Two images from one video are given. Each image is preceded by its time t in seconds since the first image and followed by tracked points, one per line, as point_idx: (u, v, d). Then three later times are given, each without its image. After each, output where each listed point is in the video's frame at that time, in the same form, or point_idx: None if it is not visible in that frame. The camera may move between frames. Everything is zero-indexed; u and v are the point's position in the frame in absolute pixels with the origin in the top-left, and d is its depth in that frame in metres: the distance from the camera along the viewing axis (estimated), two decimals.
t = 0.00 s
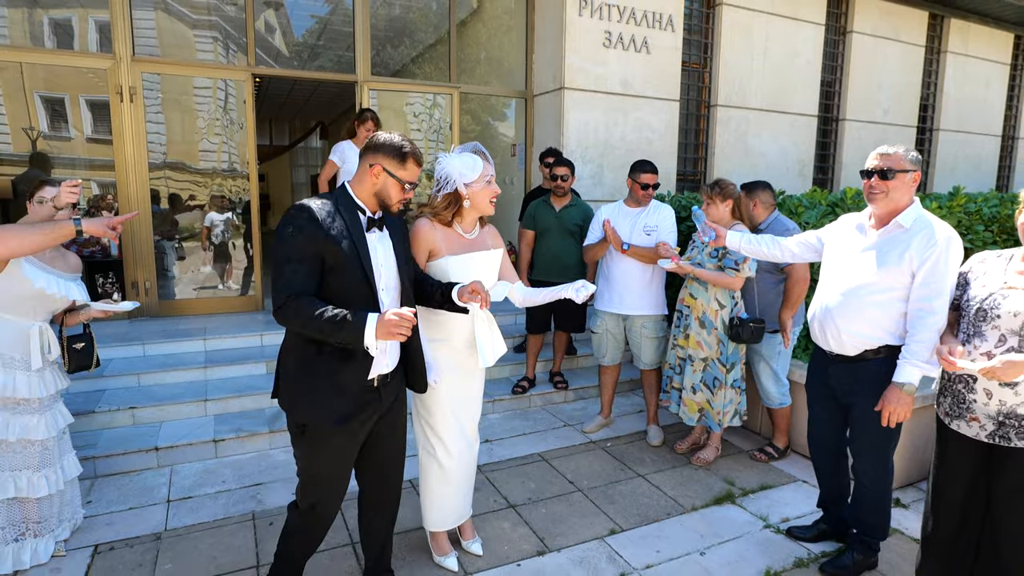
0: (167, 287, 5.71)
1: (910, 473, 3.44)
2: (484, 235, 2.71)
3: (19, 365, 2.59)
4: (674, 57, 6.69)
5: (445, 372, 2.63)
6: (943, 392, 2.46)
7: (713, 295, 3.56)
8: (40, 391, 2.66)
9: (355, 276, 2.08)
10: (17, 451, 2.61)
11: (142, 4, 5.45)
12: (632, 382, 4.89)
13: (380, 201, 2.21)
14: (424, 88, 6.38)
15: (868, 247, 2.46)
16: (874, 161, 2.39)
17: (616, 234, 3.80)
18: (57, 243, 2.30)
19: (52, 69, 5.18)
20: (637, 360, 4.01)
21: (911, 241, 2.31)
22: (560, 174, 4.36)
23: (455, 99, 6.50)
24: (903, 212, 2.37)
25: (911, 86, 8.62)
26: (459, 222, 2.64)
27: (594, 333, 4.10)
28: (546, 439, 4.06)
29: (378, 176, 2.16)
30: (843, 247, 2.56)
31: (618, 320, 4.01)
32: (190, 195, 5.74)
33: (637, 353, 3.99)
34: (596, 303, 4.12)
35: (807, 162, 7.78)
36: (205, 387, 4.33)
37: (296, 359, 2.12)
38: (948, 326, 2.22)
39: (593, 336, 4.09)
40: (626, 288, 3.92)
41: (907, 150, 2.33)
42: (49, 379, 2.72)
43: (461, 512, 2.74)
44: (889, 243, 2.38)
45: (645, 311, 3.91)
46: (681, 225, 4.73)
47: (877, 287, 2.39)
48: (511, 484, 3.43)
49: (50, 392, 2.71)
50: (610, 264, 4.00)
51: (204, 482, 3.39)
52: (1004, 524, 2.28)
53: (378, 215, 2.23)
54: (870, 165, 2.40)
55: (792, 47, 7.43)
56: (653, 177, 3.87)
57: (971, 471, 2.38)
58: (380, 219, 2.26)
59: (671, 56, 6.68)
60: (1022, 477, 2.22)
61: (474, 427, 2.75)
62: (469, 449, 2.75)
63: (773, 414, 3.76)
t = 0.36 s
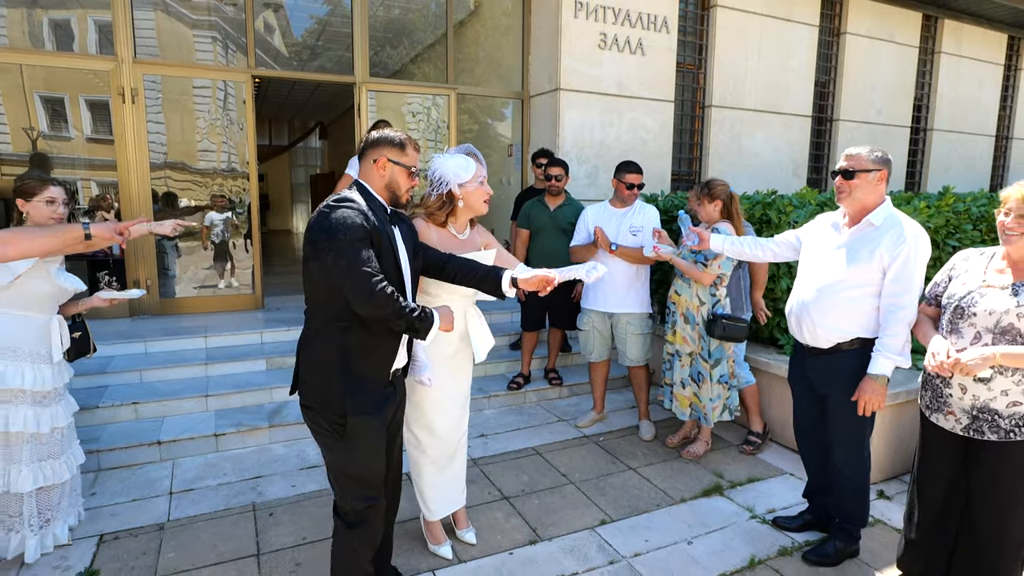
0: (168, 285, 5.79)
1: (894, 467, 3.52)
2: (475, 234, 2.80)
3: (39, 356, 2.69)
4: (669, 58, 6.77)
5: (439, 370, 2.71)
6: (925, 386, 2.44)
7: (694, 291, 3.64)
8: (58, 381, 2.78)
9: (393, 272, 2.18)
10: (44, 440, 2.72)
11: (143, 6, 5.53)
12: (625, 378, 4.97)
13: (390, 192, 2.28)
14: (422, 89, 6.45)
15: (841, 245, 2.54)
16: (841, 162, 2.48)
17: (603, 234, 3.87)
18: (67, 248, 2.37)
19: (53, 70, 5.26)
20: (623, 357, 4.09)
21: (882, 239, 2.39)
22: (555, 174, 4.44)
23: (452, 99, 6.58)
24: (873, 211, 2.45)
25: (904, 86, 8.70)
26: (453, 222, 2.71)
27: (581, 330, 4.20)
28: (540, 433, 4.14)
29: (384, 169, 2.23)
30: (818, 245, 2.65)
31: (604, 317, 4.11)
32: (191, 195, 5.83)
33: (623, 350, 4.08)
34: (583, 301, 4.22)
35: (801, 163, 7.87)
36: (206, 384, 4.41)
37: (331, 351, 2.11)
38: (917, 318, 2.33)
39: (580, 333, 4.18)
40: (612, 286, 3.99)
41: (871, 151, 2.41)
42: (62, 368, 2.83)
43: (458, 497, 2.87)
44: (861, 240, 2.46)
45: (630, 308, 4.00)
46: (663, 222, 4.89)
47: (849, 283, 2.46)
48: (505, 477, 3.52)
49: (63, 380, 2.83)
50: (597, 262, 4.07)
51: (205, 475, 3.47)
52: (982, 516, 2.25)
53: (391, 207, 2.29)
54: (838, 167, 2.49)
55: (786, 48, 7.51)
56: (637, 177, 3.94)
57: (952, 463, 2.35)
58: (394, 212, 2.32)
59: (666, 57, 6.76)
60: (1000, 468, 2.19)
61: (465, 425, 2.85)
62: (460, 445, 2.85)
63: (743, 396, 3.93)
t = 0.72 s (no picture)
0: (164, 285, 5.84)
1: (877, 463, 3.59)
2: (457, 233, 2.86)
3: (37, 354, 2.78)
4: (662, 59, 6.83)
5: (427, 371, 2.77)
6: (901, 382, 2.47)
7: (678, 291, 3.71)
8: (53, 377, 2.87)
9: (387, 282, 2.24)
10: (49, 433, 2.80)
11: (140, 6, 5.58)
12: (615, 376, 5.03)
13: (379, 188, 2.34)
14: (417, 90, 6.50)
15: (813, 244, 2.61)
16: (810, 164, 2.57)
17: (596, 238, 3.93)
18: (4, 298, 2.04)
19: (50, 71, 5.31)
20: (613, 355, 4.15)
21: (851, 238, 2.46)
22: (544, 174, 4.48)
23: (447, 100, 6.62)
24: (841, 211, 2.53)
25: (898, 86, 8.75)
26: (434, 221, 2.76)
27: (572, 330, 4.24)
28: (530, 431, 4.20)
29: (371, 165, 2.29)
30: (792, 245, 2.72)
31: (595, 317, 4.14)
32: (188, 195, 5.88)
33: (614, 348, 4.13)
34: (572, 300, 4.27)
35: (794, 163, 7.93)
36: (201, 381, 4.46)
37: (332, 363, 2.13)
38: (888, 314, 2.40)
39: (571, 333, 4.23)
40: (601, 286, 4.06)
41: (838, 153, 2.49)
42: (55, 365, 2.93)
43: (444, 494, 2.92)
44: (832, 240, 2.52)
45: (619, 307, 4.06)
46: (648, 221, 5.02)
47: (821, 282, 2.53)
48: (494, 473, 3.58)
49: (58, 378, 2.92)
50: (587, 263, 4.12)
51: (199, 471, 3.53)
52: (954, 513, 2.28)
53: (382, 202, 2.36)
54: (808, 168, 2.57)
55: (779, 49, 7.57)
56: (625, 178, 3.98)
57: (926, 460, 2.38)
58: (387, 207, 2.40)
59: (659, 58, 6.82)
60: (971, 465, 2.22)
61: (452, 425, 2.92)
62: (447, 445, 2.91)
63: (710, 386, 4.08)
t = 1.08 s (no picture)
0: (160, 284, 5.89)
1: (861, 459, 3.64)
2: (444, 229, 2.92)
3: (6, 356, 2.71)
4: (656, 60, 6.88)
5: (418, 368, 2.81)
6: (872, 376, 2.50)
7: (665, 290, 3.76)
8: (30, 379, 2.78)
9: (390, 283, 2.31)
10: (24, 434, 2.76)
11: (138, 6, 5.62)
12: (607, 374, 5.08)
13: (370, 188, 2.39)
14: (413, 90, 6.54)
15: (790, 242, 2.67)
16: (785, 164, 2.63)
17: (594, 240, 3.96)
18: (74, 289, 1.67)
19: (47, 72, 5.35)
20: (608, 352, 4.19)
21: (826, 237, 2.52)
22: (533, 174, 4.54)
23: (442, 100, 6.67)
24: (816, 210, 2.60)
25: (891, 86, 8.80)
26: (420, 217, 2.81)
27: (566, 331, 4.25)
28: (521, 427, 4.25)
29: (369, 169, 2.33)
30: (770, 244, 2.78)
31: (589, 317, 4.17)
32: (184, 195, 5.93)
33: (608, 347, 4.18)
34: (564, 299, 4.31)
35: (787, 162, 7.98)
36: (196, 379, 4.51)
37: (352, 367, 2.14)
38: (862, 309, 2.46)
39: (566, 333, 4.23)
40: (596, 287, 4.10)
41: (812, 153, 2.56)
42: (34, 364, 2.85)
43: (434, 489, 2.97)
44: (808, 239, 2.59)
45: (612, 307, 4.09)
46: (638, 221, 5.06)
47: (796, 280, 2.60)
48: (484, 469, 3.63)
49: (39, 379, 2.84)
50: (582, 264, 4.16)
51: (193, 467, 3.58)
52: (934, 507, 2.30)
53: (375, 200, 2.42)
54: (784, 168, 2.64)
55: (772, 49, 7.61)
56: (625, 179, 3.99)
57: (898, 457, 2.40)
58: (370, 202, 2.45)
59: (653, 59, 6.87)
60: (944, 460, 2.25)
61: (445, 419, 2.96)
62: (441, 439, 2.96)
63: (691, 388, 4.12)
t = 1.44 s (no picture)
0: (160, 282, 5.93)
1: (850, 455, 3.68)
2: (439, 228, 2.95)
3: None
4: (652, 60, 6.93)
5: (420, 364, 2.88)
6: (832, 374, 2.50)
7: (658, 289, 3.82)
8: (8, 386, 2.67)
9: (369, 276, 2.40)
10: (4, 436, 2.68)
11: (138, 6, 5.67)
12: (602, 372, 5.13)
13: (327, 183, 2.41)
14: (410, 90, 6.59)
15: (773, 239, 2.73)
16: (768, 163, 2.71)
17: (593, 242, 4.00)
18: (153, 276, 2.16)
19: (47, 72, 5.39)
20: (602, 351, 4.23)
21: (809, 234, 2.58)
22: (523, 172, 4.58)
23: (439, 100, 6.71)
24: (798, 208, 2.66)
25: (887, 86, 8.85)
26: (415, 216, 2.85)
27: (563, 330, 4.27)
28: (516, 424, 4.30)
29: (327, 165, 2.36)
30: (755, 243, 2.84)
31: (585, 316, 4.21)
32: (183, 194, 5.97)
33: (604, 345, 4.21)
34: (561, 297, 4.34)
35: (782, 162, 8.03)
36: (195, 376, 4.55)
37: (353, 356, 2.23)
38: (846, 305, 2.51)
39: (563, 332, 4.26)
40: (593, 287, 4.13)
41: (791, 152, 2.64)
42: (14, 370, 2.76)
43: (430, 482, 3.02)
44: (790, 235, 2.64)
45: (607, 306, 4.14)
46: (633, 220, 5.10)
47: (781, 277, 2.65)
48: (478, 465, 3.67)
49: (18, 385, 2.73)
50: (579, 263, 4.19)
51: (192, 463, 3.62)
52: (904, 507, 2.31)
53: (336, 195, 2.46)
54: (767, 167, 2.70)
55: (767, 50, 7.66)
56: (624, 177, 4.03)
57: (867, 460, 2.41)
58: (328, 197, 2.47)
59: (649, 59, 6.92)
60: (910, 464, 2.25)
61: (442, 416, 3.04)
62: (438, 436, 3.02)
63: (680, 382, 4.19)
